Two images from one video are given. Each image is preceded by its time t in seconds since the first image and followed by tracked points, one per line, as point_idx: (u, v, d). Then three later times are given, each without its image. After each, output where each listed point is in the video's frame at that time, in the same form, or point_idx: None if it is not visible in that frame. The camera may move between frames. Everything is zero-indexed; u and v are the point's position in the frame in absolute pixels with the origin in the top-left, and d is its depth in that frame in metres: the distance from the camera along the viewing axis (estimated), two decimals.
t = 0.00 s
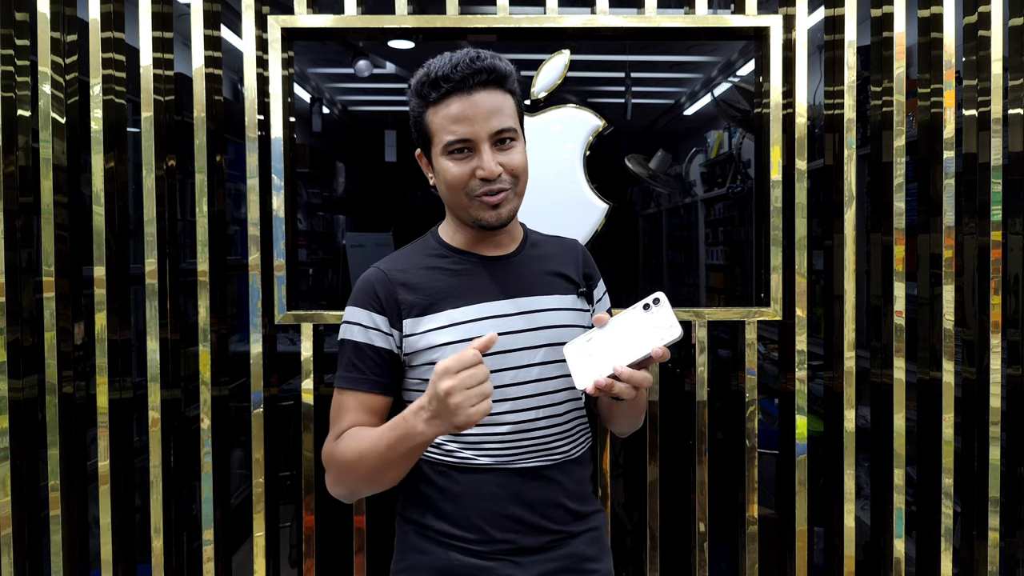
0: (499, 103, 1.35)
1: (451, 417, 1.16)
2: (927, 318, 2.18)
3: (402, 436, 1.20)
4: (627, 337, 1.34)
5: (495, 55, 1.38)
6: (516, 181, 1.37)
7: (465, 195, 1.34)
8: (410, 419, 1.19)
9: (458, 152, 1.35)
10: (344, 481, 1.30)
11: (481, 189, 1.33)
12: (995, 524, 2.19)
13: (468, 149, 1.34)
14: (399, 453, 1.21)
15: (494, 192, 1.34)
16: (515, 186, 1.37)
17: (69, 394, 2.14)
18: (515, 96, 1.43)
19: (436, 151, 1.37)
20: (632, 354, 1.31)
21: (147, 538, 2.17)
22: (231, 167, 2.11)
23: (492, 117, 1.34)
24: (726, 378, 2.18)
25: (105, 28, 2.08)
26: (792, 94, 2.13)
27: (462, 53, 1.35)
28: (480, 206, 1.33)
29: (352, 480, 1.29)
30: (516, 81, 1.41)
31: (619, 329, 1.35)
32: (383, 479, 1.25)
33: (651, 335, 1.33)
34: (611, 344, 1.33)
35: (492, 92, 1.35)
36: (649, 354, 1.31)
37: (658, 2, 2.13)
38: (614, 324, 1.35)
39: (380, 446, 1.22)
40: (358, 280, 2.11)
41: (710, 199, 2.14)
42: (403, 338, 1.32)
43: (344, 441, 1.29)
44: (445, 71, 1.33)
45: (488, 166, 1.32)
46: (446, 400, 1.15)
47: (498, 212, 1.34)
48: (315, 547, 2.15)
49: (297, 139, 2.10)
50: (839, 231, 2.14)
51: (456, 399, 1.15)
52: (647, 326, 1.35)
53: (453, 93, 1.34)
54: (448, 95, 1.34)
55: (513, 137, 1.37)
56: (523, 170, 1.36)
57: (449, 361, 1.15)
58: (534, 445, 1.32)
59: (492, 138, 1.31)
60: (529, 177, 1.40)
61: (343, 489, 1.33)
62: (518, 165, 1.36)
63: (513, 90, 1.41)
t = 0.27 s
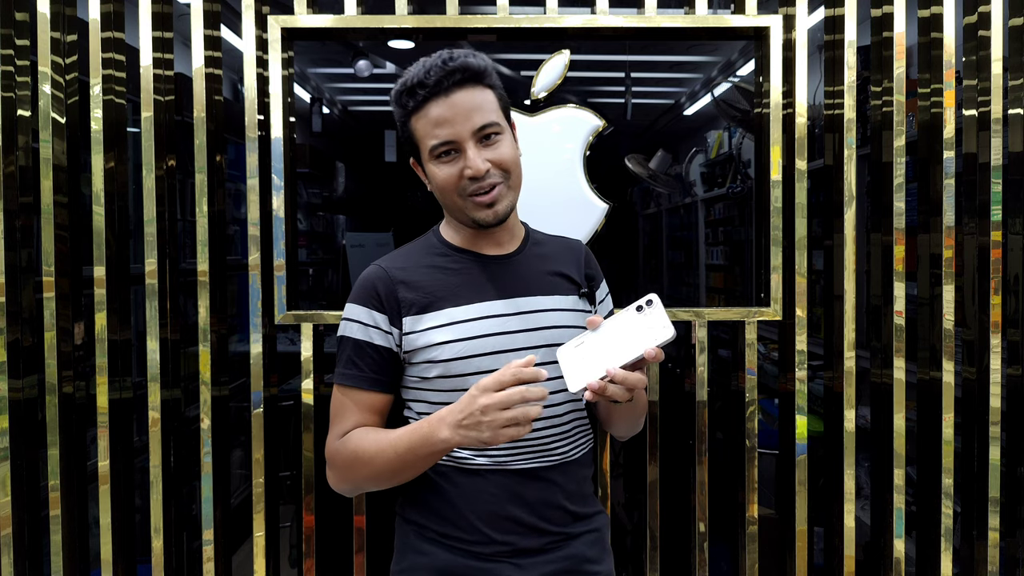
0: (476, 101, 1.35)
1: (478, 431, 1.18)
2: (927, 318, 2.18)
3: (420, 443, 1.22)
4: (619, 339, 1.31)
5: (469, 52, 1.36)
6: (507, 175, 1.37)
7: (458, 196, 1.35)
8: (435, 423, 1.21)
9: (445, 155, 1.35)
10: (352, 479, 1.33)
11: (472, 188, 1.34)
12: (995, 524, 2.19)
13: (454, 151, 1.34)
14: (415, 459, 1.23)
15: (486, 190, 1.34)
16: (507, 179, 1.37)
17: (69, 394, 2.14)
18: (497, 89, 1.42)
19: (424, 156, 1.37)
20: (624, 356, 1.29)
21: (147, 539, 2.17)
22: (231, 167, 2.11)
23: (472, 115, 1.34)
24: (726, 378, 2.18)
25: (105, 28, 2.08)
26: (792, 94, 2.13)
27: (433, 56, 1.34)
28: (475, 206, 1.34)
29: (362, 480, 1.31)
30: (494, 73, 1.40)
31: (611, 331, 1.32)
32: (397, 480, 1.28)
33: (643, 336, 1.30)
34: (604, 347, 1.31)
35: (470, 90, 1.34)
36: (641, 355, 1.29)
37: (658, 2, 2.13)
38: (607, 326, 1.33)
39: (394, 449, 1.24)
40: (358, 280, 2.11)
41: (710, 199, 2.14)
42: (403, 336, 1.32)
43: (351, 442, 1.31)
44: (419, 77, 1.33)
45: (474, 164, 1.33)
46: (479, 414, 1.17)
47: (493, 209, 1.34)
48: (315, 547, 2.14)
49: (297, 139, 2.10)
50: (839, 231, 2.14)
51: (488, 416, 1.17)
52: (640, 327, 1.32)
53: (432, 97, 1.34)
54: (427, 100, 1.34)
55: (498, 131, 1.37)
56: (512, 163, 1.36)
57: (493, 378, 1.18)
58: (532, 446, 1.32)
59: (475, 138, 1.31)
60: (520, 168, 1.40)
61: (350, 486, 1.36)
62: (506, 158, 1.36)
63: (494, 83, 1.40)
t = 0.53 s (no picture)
0: (477, 98, 1.36)
1: (488, 430, 1.18)
2: (927, 318, 2.18)
3: (427, 441, 1.22)
4: (606, 343, 1.25)
5: (469, 52, 1.39)
6: (506, 172, 1.37)
7: (456, 191, 1.35)
8: (442, 418, 1.21)
9: (444, 150, 1.36)
10: (355, 482, 1.33)
11: (470, 183, 1.33)
12: (995, 524, 2.19)
13: (453, 146, 1.35)
14: (421, 457, 1.24)
15: (484, 186, 1.34)
16: (505, 176, 1.36)
17: (69, 394, 2.14)
18: (496, 90, 1.44)
19: (423, 153, 1.38)
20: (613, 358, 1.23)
21: (147, 539, 2.17)
22: (231, 167, 2.11)
23: (471, 111, 1.34)
24: (726, 378, 2.18)
25: (105, 28, 2.08)
26: (792, 94, 2.13)
27: (435, 55, 1.37)
28: (473, 200, 1.34)
29: (366, 481, 1.31)
30: (494, 73, 1.42)
31: (597, 338, 1.26)
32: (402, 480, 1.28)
33: (629, 336, 1.24)
34: (592, 353, 1.25)
35: (470, 87, 1.36)
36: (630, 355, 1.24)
37: (658, 2, 2.13)
38: (591, 334, 1.27)
39: (399, 449, 1.25)
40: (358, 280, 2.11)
41: (710, 199, 2.14)
42: (400, 337, 1.32)
43: (353, 444, 1.31)
44: (420, 73, 1.35)
45: (473, 159, 1.33)
46: (492, 414, 1.17)
47: (491, 203, 1.34)
48: (315, 547, 2.14)
49: (297, 139, 2.10)
50: (839, 231, 2.14)
51: (500, 417, 1.17)
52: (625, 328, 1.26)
53: (432, 93, 1.36)
54: (427, 96, 1.36)
55: (498, 129, 1.37)
56: (511, 160, 1.36)
57: (509, 379, 1.18)
58: (529, 446, 1.32)
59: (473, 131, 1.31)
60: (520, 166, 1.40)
61: (352, 489, 1.35)
62: (505, 155, 1.36)
63: (493, 83, 1.41)
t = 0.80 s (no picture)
0: (491, 112, 1.33)
1: (480, 449, 1.19)
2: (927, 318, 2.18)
3: (420, 451, 1.23)
4: (592, 366, 1.24)
5: (487, 61, 1.35)
6: (513, 192, 1.36)
7: (462, 207, 1.34)
8: (434, 432, 1.21)
9: (452, 163, 1.33)
10: (350, 484, 1.34)
11: (477, 202, 1.32)
12: (995, 524, 2.19)
13: (462, 161, 1.33)
14: (415, 466, 1.25)
15: (491, 206, 1.33)
16: (512, 198, 1.36)
17: (69, 394, 2.14)
18: (510, 99, 1.41)
19: (430, 162, 1.35)
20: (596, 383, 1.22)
21: (147, 539, 2.17)
22: (231, 167, 2.11)
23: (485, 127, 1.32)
24: (726, 377, 2.18)
25: (105, 28, 2.08)
26: (792, 94, 2.13)
27: (452, 61, 1.32)
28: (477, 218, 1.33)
29: (361, 484, 1.32)
30: (510, 83, 1.38)
31: (584, 358, 1.25)
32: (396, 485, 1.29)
33: (613, 362, 1.24)
34: (578, 375, 1.24)
35: (485, 100, 1.33)
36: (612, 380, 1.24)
37: (658, 2, 2.13)
38: (579, 354, 1.25)
39: (393, 456, 1.25)
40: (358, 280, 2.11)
41: (710, 199, 2.14)
42: (397, 343, 1.32)
43: (349, 448, 1.31)
44: (436, 81, 1.31)
45: (483, 178, 1.32)
46: (483, 434, 1.17)
47: (496, 224, 1.33)
48: (315, 546, 2.14)
49: (297, 139, 2.10)
50: (839, 231, 2.14)
51: (492, 437, 1.17)
52: (610, 353, 1.25)
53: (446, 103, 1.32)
54: (440, 105, 1.32)
55: (509, 147, 1.35)
56: (520, 181, 1.35)
57: (501, 400, 1.17)
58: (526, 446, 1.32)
59: (485, 149, 1.29)
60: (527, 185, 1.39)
61: (347, 490, 1.37)
62: (515, 175, 1.35)
63: (507, 94, 1.38)
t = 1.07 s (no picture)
0: (490, 107, 1.34)
1: (475, 444, 1.19)
2: (927, 318, 2.18)
3: (417, 450, 1.23)
4: (588, 362, 1.23)
5: (486, 56, 1.36)
6: (510, 186, 1.36)
7: (459, 201, 1.34)
8: (431, 430, 1.22)
9: (450, 157, 1.34)
10: (348, 483, 1.34)
11: (474, 195, 1.32)
12: (995, 524, 2.19)
13: (460, 155, 1.33)
14: (412, 465, 1.24)
15: (488, 199, 1.33)
16: (510, 191, 1.36)
17: (69, 394, 2.14)
18: (510, 96, 1.42)
19: (429, 156, 1.36)
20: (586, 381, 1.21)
21: (147, 539, 2.17)
22: (231, 167, 2.11)
23: (483, 121, 1.33)
24: (726, 378, 2.18)
25: (105, 28, 2.08)
26: (792, 94, 2.13)
27: (452, 55, 1.34)
28: (474, 212, 1.33)
29: (359, 483, 1.32)
30: (509, 80, 1.40)
31: (582, 354, 1.24)
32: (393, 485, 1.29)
33: (608, 363, 1.22)
34: (575, 371, 1.23)
35: (484, 94, 1.34)
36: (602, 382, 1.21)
37: (658, 2, 2.13)
38: (579, 349, 1.25)
39: (391, 455, 1.25)
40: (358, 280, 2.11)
41: (710, 199, 2.14)
42: (398, 341, 1.32)
43: (347, 447, 1.31)
44: (435, 75, 1.32)
45: (480, 172, 1.32)
46: (477, 428, 1.17)
47: (493, 218, 1.33)
48: (315, 546, 2.14)
49: (297, 139, 2.10)
50: (839, 231, 2.14)
51: (485, 431, 1.17)
52: (607, 352, 1.22)
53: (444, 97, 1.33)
54: (439, 99, 1.33)
55: (507, 141, 1.36)
56: (517, 175, 1.35)
57: (492, 394, 1.17)
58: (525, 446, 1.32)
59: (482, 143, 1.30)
60: (526, 181, 1.39)
61: (345, 489, 1.36)
62: (512, 169, 1.35)
63: (507, 90, 1.39)
